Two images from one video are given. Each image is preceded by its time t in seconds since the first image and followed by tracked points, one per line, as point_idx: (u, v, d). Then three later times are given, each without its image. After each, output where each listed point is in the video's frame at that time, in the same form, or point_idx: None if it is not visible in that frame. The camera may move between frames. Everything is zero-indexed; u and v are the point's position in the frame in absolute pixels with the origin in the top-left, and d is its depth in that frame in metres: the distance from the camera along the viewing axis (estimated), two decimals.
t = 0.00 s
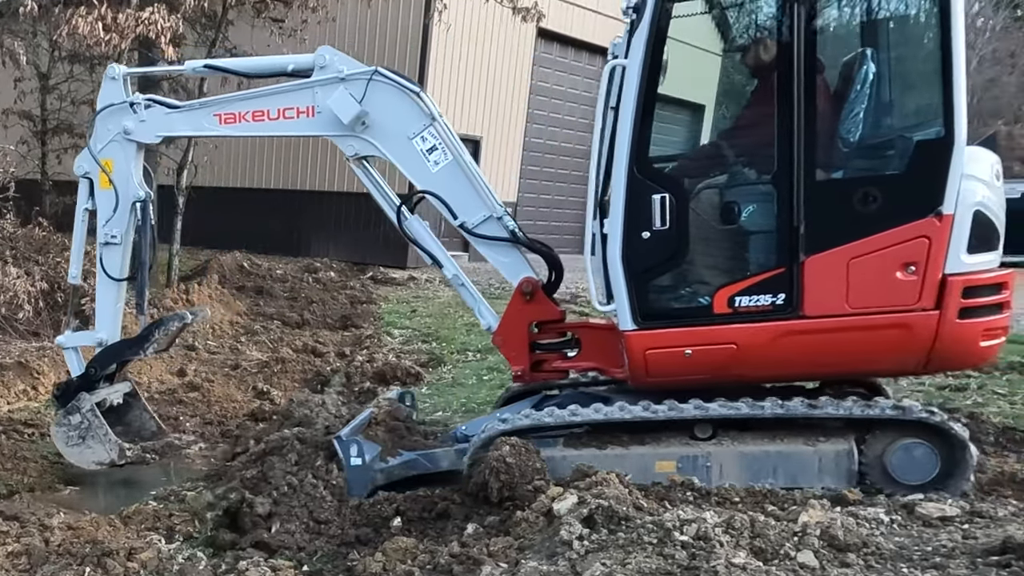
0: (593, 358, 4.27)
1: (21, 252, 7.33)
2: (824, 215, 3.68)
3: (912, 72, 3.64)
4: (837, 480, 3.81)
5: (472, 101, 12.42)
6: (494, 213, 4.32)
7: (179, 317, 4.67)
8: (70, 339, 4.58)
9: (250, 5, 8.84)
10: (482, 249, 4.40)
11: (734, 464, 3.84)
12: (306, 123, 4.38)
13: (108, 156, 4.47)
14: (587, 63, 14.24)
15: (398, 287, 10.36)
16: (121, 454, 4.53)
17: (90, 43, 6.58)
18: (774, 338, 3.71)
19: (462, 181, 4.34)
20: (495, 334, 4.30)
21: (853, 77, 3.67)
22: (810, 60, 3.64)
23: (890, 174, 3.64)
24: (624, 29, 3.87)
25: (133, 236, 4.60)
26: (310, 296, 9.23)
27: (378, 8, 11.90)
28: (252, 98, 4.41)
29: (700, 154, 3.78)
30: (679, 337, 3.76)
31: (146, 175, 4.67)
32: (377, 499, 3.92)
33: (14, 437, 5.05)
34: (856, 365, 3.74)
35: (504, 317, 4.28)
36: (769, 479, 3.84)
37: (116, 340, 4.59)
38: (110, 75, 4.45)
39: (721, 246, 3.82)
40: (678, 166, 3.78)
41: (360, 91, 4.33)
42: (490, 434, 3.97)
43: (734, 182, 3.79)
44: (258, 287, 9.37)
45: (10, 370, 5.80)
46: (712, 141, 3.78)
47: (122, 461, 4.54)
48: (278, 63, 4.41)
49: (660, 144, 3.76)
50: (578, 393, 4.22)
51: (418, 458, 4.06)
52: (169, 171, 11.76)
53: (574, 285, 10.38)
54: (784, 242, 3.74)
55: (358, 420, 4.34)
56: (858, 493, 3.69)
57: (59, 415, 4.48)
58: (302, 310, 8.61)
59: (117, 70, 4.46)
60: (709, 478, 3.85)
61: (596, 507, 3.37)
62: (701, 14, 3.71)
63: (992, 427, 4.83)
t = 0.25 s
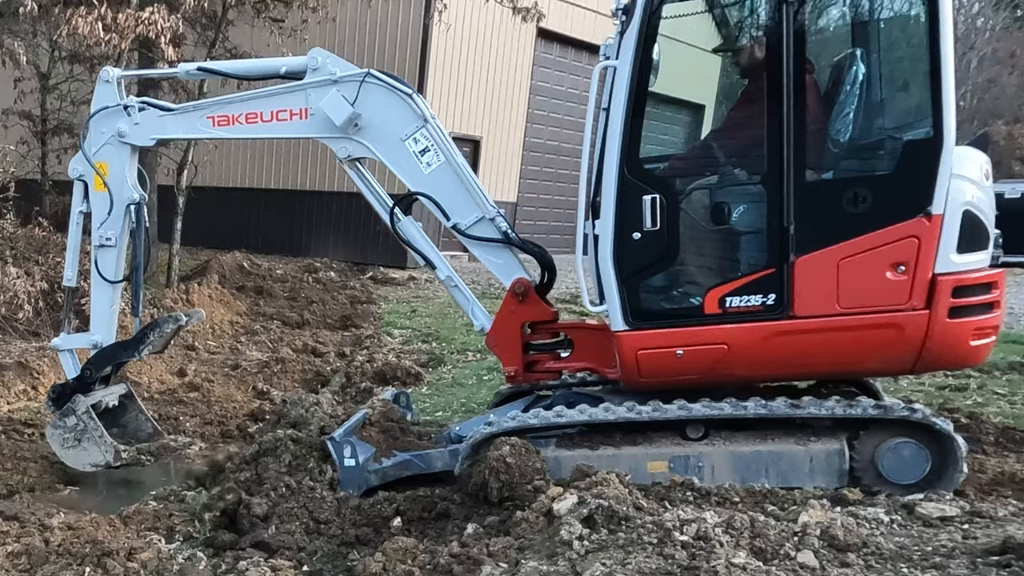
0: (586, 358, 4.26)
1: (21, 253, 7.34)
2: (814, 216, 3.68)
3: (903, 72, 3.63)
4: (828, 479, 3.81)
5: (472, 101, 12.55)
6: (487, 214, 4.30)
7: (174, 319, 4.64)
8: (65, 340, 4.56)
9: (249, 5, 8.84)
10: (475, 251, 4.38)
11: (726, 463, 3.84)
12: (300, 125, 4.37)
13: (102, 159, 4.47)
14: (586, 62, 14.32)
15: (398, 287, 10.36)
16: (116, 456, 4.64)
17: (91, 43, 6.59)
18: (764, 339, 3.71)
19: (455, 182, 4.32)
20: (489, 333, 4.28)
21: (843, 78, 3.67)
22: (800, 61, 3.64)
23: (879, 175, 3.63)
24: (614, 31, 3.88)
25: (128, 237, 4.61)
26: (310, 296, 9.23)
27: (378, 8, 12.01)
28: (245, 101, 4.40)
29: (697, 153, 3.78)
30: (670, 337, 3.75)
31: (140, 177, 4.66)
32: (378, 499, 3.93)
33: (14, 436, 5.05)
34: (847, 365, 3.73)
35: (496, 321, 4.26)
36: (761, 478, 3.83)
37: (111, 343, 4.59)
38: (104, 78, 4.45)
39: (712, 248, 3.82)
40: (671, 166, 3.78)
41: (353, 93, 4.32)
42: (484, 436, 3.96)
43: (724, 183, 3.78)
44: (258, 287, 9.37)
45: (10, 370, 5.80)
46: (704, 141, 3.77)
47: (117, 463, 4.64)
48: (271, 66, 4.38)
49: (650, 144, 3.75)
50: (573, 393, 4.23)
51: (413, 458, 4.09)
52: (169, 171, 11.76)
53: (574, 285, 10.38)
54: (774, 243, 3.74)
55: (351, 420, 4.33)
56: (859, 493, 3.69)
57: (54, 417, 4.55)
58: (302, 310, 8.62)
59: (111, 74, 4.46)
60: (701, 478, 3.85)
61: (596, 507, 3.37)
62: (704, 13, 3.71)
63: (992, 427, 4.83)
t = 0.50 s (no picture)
0: (580, 358, 4.24)
1: (21, 253, 7.35)
2: (805, 217, 3.69)
3: (894, 73, 3.63)
4: (820, 479, 3.81)
5: (472, 101, 12.58)
6: (481, 215, 4.30)
7: (169, 320, 4.64)
8: (60, 341, 4.59)
9: (249, 5, 8.84)
10: (469, 252, 4.38)
11: (718, 463, 3.84)
12: (294, 126, 4.36)
13: (97, 160, 4.47)
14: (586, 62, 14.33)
15: (398, 287, 10.36)
16: (112, 457, 4.68)
17: (91, 43, 6.59)
18: (756, 339, 3.70)
19: (448, 183, 4.31)
20: (483, 334, 4.27)
21: (834, 79, 3.67)
22: (791, 62, 3.64)
23: (870, 175, 3.64)
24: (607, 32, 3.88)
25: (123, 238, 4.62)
26: (310, 296, 9.24)
27: (378, 8, 12.05)
28: (239, 102, 4.39)
29: (691, 154, 3.78)
30: (662, 338, 3.75)
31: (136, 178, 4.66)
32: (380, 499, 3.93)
33: (14, 436, 5.05)
34: (839, 365, 3.73)
35: (490, 321, 4.25)
36: (753, 478, 3.83)
37: (106, 344, 4.59)
38: (99, 80, 4.43)
39: (703, 248, 3.82)
40: (663, 166, 3.78)
41: (347, 94, 4.32)
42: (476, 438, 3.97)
43: (715, 184, 3.78)
44: (258, 287, 9.37)
45: (10, 370, 5.81)
46: (696, 142, 3.78)
47: (112, 463, 4.69)
48: (265, 67, 4.36)
49: (642, 145, 3.76)
50: (567, 393, 4.22)
51: (407, 459, 4.09)
52: (169, 172, 11.76)
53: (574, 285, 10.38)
54: (765, 243, 3.74)
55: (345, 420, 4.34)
56: (858, 493, 3.69)
57: (49, 418, 4.58)
58: (302, 310, 8.62)
59: (105, 75, 4.43)
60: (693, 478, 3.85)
61: (596, 507, 3.37)
62: (704, 13, 3.70)
63: (992, 427, 4.83)
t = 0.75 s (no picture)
0: (574, 359, 4.26)
1: (22, 252, 7.35)
2: (797, 218, 3.69)
3: (888, 74, 3.63)
4: (813, 479, 3.81)
5: (472, 101, 12.60)
6: (475, 216, 4.29)
7: (165, 320, 4.67)
8: (57, 341, 4.56)
9: (250, 5, 8.84)
10: (464, 252, 4.38)
11: (711, 464, 3.84)
12: (289, 127, 4.35)
13: (93, 160, 4.45)
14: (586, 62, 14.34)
15: (398, 287, 10.36)
16: (107, 457, 4.64)
17: (91, 43, 6.60)
18: (749, 340, 3.70)
19: (443, 184, 4.31)
20: (477, 335, 4.27)
21: (828, 79, 3.67)
22: (784, 62, 3.64)
23: (863, 176, 3.64)
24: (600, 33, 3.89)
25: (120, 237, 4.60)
26: (310, 296, 9.24)
27: (378, 8, 12.05)
28: (235, 103, 4.38)
29: (685, 155, 3.78)
30: (655, 338, 3.75)
31: (132, 178, 4.66)
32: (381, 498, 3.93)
33: (14, 436, 5.05)
34: (832, 366, 3.73)
35: (485, 322, 4.25)
36: (746, 478, 3.83)
37: (103, 343, 4.57)
38: (95, 80, 4.42)
39: (697, 248, 3.81)
40: (657, 167, 3.77)
41: (342, 95, 4.31)
42: (471, 438, 3.96)
43: (709, 184, 3.78)
44: (258, 287, 9.37)
45: (10, 371, 5.81)
46: (689, 143, 3.77)
47: (108, 463, 4.64)
48: (261, 67, 4.37)
49: (635, 145, 3.76)
50: (562, 393, 4.21)
51: (402, 458, 4.12)
52: (169, 171, 11.76)
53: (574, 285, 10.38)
54: (758, 244, 3.74)
55: (340, 420, 4.33)
56: (858, 493, 3.68)
57: (45, 418, 4.54)
58: (302, 310, 8.62)
59: (102, 75, 4.43)
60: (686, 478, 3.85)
61: (596, 507, 3.37)
62: (704, 13, 3.70)
63: (992, 427, 4.83)
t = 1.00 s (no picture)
0: (567, 359, 4.22)
1: (22, 252, 7.36)
2: (789, 218, 3.68)
3: (880, 75, 3.63)
4: (805, 479, 3.81)
5: (472, 101, 12.60)
6: (469, 216, 4.29)
7: (161, 320, 4.65)
8: (53, 342, 4.56)
9: (250, 5, 8.85)
10: (458, 253, 4.38)
11: (705, 464, 3.85)
12: (284, 128, 4.36)
13: (88, 161, 4.45)
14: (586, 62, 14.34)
15: (398, 287, 10.35)
16: (104, 457, 4.63)
17: (91, 43, 6.60)
18: (741, 340, 3.70)
19: (437, 185, 4.31)
20: (472, 335, 4.23)
21: (819, 80, 3.67)
22: (777, 63, 3.64)
23: (855, 176, 3.64)
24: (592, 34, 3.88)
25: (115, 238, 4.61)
26: (310, 296, 9.24)
27: (378, 8, 12.06)
28: (229, 104, 4.38)
29: (677, 156, 3.78)
30: (648, 338, 3.75)
31: (127, 179, 4.66)
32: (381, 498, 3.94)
33: (14, 436, 5.05)
34: (825, 366, 3.73)
35: (478, 323, 4.22)
36: (739, 478, 3.84)
37: (98, 344, 4.57)
38: (90, 81, 4.41)
39: (689, 248, 3.81)
40: (650, 167, 3.78)
41: (336, 96, 4.32)
42: (467, 437, 3.99)
43: (701, 184, 3.78)
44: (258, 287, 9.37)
45: (10, 371, 5.81)
46: (682, 143, 3.78)
47: (104, 464, 4.63)
48: (255, 69, 4.36)
49: (628, 145, 3.75)
50: (556, 394, 4.21)
51: (397, 459, 4.13)
52: (169, 171, 11.76)
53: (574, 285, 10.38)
54: (751, 244, 3.73)
55: (336, 420, 4.26)
56: (858, 493, 3.67)
57: (42, 419, 4.55)
58: (302, 310, 8.62)
59: (97, 77, 4.41)
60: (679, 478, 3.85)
61: (596, 507, 3.37)
62: (703, 13, 3.68)
63: (992, 427, 4.83)
